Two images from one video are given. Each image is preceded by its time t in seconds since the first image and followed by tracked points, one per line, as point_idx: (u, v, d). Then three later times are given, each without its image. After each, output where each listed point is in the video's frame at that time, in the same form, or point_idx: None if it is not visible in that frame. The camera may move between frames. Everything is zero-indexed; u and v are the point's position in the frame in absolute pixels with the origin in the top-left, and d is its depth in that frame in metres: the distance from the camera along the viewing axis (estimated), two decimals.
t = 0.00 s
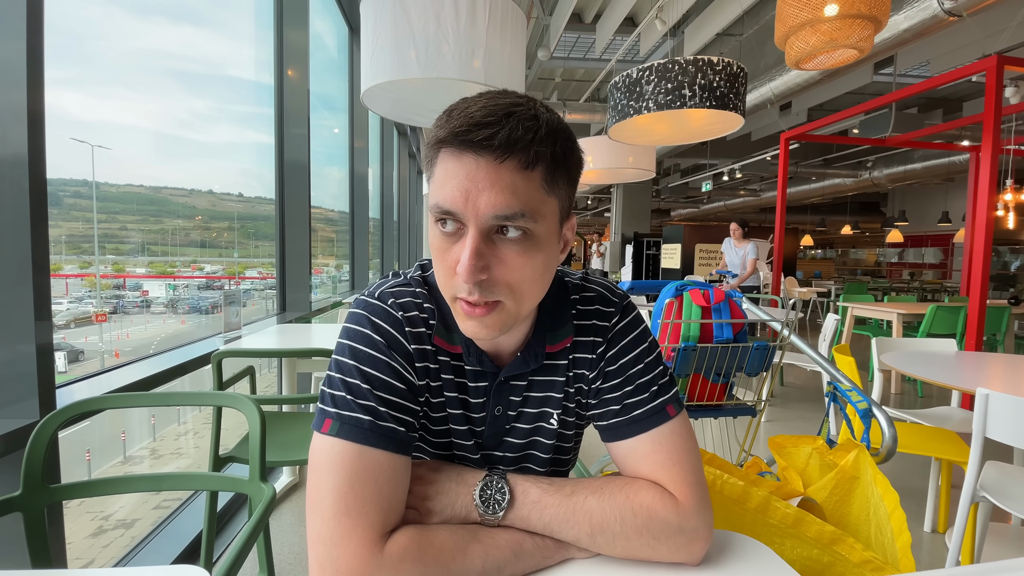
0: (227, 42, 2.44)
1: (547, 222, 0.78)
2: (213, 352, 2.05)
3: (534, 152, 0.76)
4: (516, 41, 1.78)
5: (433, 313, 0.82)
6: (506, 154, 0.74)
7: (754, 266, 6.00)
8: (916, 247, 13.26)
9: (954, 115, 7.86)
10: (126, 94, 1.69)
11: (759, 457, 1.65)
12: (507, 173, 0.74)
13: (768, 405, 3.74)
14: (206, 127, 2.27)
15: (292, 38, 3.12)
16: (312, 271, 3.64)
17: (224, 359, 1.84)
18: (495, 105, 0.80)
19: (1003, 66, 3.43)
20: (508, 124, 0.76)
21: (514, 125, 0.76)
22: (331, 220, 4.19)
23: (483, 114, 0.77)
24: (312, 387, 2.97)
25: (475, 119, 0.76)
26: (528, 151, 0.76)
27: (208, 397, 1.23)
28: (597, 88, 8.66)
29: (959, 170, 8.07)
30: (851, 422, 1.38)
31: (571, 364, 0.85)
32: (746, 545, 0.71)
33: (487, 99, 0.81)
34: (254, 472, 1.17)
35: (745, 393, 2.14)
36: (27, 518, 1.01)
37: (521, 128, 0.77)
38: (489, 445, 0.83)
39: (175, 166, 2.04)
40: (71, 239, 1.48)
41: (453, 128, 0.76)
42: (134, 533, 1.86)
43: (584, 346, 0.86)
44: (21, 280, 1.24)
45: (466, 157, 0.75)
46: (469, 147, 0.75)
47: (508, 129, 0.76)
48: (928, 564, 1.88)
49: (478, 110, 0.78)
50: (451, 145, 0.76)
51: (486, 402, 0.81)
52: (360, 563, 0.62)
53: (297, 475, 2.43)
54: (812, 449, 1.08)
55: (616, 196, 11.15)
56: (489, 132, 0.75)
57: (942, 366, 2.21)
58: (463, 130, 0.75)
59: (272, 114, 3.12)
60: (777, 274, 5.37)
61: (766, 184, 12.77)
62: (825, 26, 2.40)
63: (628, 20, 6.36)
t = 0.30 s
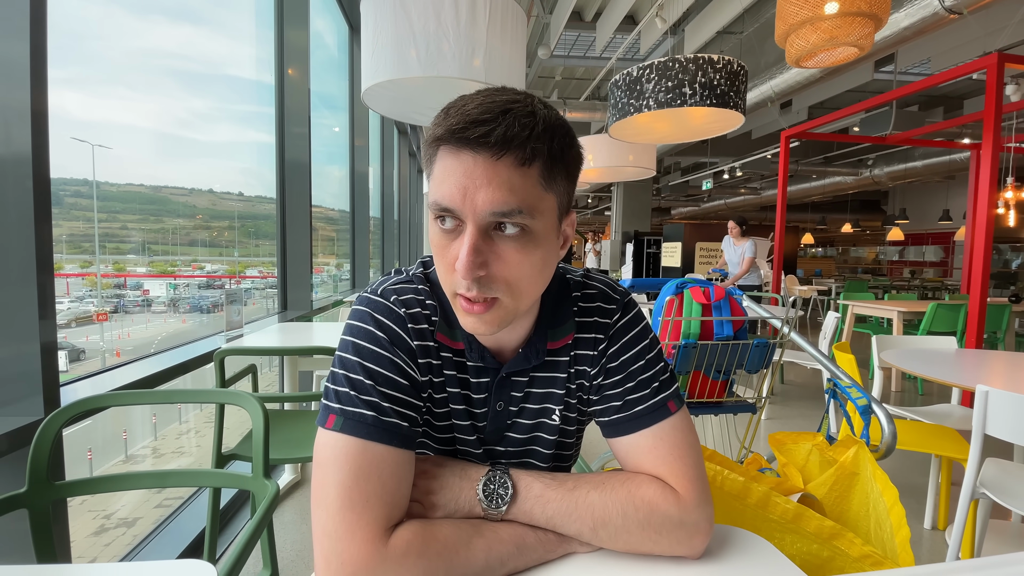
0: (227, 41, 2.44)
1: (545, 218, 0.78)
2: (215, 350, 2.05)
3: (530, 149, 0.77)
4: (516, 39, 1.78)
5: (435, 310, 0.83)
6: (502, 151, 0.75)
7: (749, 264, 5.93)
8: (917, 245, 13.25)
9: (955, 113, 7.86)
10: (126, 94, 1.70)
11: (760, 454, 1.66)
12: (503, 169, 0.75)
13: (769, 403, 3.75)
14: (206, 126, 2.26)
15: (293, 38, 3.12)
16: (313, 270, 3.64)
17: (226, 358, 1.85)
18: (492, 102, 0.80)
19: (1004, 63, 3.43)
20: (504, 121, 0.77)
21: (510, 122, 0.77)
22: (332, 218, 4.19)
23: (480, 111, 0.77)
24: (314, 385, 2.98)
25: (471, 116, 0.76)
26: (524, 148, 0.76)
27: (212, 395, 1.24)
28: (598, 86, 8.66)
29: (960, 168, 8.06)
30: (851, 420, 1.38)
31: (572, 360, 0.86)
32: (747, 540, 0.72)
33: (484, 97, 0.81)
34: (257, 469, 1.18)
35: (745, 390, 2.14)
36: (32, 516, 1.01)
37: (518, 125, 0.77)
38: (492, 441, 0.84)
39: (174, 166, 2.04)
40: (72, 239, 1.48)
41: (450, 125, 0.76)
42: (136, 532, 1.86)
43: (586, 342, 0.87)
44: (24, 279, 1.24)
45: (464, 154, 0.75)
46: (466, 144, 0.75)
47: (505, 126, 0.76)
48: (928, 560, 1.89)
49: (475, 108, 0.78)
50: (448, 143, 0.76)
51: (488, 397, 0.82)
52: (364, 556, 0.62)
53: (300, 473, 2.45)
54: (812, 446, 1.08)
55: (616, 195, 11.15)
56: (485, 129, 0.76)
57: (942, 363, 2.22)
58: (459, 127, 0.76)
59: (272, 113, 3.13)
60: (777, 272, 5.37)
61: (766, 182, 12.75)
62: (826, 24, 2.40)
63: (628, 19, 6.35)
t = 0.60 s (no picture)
0: (228, 39, 2.44)
1: (553, 215, 0.78)
2: (218, 348, 2.06)
3: (540, 146, 0.77)
4: (518, 37, 1.78)
5: (441, 307, 0.83)
6: (512, 148, 0.75)
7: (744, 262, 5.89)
8: (919, 243, 13.23)
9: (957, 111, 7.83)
10: (127, 93, 1.70)
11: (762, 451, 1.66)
12: (513, 167, 0.75)
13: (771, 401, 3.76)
14: (207, 125, 2.26)
15: (294, 36, 3.12)
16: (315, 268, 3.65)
17: (229, 355, 1.85)
18: (500, 99, 0.80)
19: (1005, 61, 3.38)
20: (514, 119, 0.77)
21: (519, 119, 0.77)
22: (333, 217, 4.20)
23: (489, 108, 0.78)
24: (316, 383, 2.99)
25: (481, 114, 0.77)
26: (534, 145, 0.76)
27: (216, 392, 1.24)
28: (599, 84, 8.65)
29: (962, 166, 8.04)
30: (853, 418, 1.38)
31: (577, 357, 0.86)
32: (750, 536, 0.72)
33: (492, 94, 0.82)
34: (261, 466, 1.18)
35: (748, 388, 2.15)
36: (38, 512, 1.02)
37: (527, 122, 0.77)
38: (497, 437, 0.84)
39: (175, 164, 2.04)
40: (74, 237, 1.48)
41: (460, 123, 0.77)
42: (138, 530, 1.86)
43: (591, 340, 0.87)
44: (28, 278, 1.25)
45: (473, 152, 0.75)
46: (475, 142, 0.75)
47: (514, 124, 0.77)
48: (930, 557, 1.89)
49: (484, 105, 0.79)
50: (458, 141, 0.76)
51: (493, 394, 0.82)
52: (370, 552, 0.62)
53: (303, 470, 2.46)
54: (814, 443, 1.09)
55: (617, 193, 11.15)
56: (495, 126, 0.76)
57: (945, 361, 2.22)
58: (469, 125, 0.76)
59: (274, 112, 3.13)
60: (778, 271, 5.37)
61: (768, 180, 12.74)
62: (828, 21, 2.40)
63: (629, 16, 6.34)
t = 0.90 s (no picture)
0: (228, 38, 2.44)
1: (557, 214, 0.79)
2: (219, 347, 2.06)
3: (543, 145, 0.77)
4: (518, 36, 1.78)
5: (443, 306, 0.84)
6: (516, 148, 0.75)
7: (736, 260, 5.87)
8: (919, 243, 13.23)
9: (958, 110, 7.84)
10: (127, 92, 1.70)
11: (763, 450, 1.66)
12: (517, 165, 0.75)
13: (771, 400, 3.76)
14: (207, 124, 2.26)
15: (295, 35, 3.12)
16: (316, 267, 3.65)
17: (231, 354, 1.85)
18: (503, 98, 0.80)
19: (1006, 61, 3.37)
20: (517, 118, 0.77)
21: (523, 118, 0.77)
22: (333, 216, 4.20)
23: (493, 108, 0.78)
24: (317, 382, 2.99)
25: (485, 114, 0.77)
26: (538, 144, 0.77)
27: (218, 391, 1.24)
28: (600, 83, 8.64)
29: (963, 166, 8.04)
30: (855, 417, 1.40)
31: (580, 356, 0.86)
32: (754, 534, 0.72)
33: (495, 94, 0.82)
34: (263, 465, 1.18)
35: (749, 387, 2.15)
36: (41, 511, 1.02)
37: (531, 122, 0.78)
38: (499, 436, 0.84)
39: (174, 163, 2.03)
40: (74, 236, 1.48)
41: (464, 123, 0.77)
42: (138, 529, 1.86)
43: (594, 339, 0.87)
44: (30, 277, 1.25)
45: (477, 151, 0.75)
46: (480, 141, 0.76)
47: (518, 123, 0.77)
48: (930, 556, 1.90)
49: (487, 105, 0.79)
50: (462, 141, 0.76)
51: (496, 392, 0.83)
52: (374, 549, 0.63)
53: (304, 469, 2.47)
54: (815, 442, 1.08)
55: (617, 192, 11.15)
56: (499, 126, 0.76)
57: (945, 360, 2.22)
58: (474, 125, 0.76)
59: (274, 111, 3.13)
60: (778, 270, 5.37)
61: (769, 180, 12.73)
62: (829, 20, 2.40)
63: (630, 15, 6.33)
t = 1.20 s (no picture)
0: (229, 37, 2.44)
1: (562, 204, 0.80)
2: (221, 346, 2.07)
3: (548, 138, 0.79)
4: (519, 36, 1.78)
5: (441, 306, 0.84)
6: (524, 140, 0.76)
7: (730, 260, 5.87)
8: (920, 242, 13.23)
9: (959, 110, 7.83)
10: (127, 91, 1.70)
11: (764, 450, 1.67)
12: (526, 157, 0.76)
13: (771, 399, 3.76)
14: (207, 123, 2.26)
15: (296, 34, 3.12)
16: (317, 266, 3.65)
17: (233, 353, 1.86)
18: (506, 93, 0.81)
19: (1007, 61, 3.37)
20: (523, 111, 0.78)
21: (528, 112, 0.78)
22: (334, 215, 4.20)
23: (498, 102, 0.78)
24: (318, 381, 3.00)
25: (491, 108, 0.77)
26: (543, 137, 0.78)
27: (220, 390, 1.25)
28: (600, 83, 8.65)
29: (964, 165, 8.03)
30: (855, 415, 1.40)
31: (581, 356, 0.89)
32: (754, 531, 0.73)
33: (496, 90, 0.82)
34: (266, 464, 1.19)
35: (751, 386, 2.15)
36: (44, 509, 1.02)
37: (536, 115, 0.79)
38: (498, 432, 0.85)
39: (175, 161, 2.03)
40: (74, 235, 1.48)
41: (471, 118, 0.77)
42: (139, 527, 1.86)
43: (596, 339, 0.90)
44: (33, 276, 1.25)
45: (485, 146, 0.76)
46: (488, 135, 0.76)
47: (524, 116, 0.78)
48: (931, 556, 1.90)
49: (491, 99, 0.79)
50: (469, 135, 0.76)
51: (495, 390, 0.84)
52: (378, 547, 0.63)
53: (305, 467, 2.47)
54: (816, 441, 1.08)
55: (618, 191, 11.15)
56: (505, 119, 0.77)
57: (946, 360, 2.23)
58: (481, 119, 0.76)
59: (275, 110, 3.14)
60: (779, 270, 5.37)
61: (769, 179, 12.73)
62: (831, 20, 2.40)
63: (631, 15, 6.32)
